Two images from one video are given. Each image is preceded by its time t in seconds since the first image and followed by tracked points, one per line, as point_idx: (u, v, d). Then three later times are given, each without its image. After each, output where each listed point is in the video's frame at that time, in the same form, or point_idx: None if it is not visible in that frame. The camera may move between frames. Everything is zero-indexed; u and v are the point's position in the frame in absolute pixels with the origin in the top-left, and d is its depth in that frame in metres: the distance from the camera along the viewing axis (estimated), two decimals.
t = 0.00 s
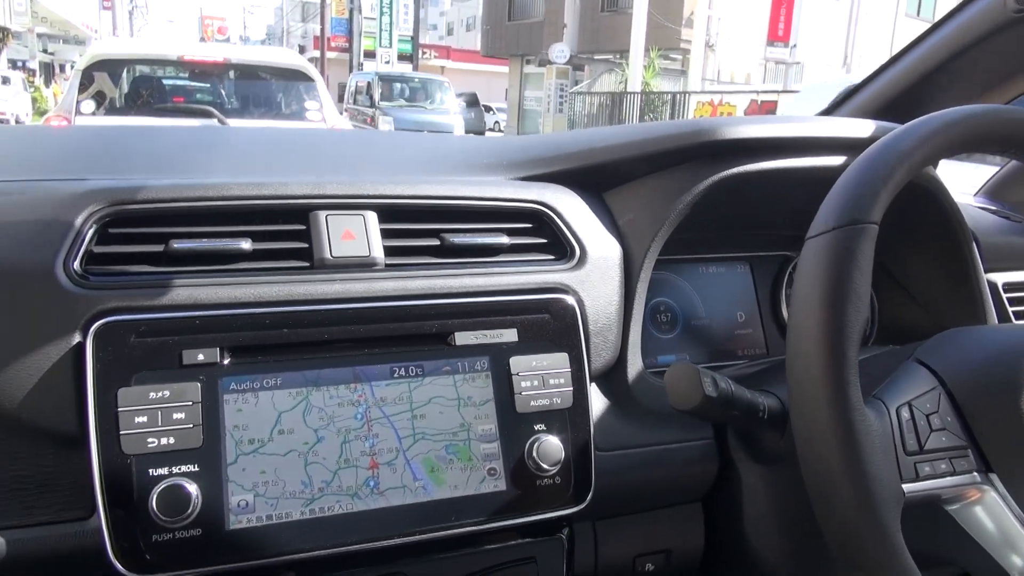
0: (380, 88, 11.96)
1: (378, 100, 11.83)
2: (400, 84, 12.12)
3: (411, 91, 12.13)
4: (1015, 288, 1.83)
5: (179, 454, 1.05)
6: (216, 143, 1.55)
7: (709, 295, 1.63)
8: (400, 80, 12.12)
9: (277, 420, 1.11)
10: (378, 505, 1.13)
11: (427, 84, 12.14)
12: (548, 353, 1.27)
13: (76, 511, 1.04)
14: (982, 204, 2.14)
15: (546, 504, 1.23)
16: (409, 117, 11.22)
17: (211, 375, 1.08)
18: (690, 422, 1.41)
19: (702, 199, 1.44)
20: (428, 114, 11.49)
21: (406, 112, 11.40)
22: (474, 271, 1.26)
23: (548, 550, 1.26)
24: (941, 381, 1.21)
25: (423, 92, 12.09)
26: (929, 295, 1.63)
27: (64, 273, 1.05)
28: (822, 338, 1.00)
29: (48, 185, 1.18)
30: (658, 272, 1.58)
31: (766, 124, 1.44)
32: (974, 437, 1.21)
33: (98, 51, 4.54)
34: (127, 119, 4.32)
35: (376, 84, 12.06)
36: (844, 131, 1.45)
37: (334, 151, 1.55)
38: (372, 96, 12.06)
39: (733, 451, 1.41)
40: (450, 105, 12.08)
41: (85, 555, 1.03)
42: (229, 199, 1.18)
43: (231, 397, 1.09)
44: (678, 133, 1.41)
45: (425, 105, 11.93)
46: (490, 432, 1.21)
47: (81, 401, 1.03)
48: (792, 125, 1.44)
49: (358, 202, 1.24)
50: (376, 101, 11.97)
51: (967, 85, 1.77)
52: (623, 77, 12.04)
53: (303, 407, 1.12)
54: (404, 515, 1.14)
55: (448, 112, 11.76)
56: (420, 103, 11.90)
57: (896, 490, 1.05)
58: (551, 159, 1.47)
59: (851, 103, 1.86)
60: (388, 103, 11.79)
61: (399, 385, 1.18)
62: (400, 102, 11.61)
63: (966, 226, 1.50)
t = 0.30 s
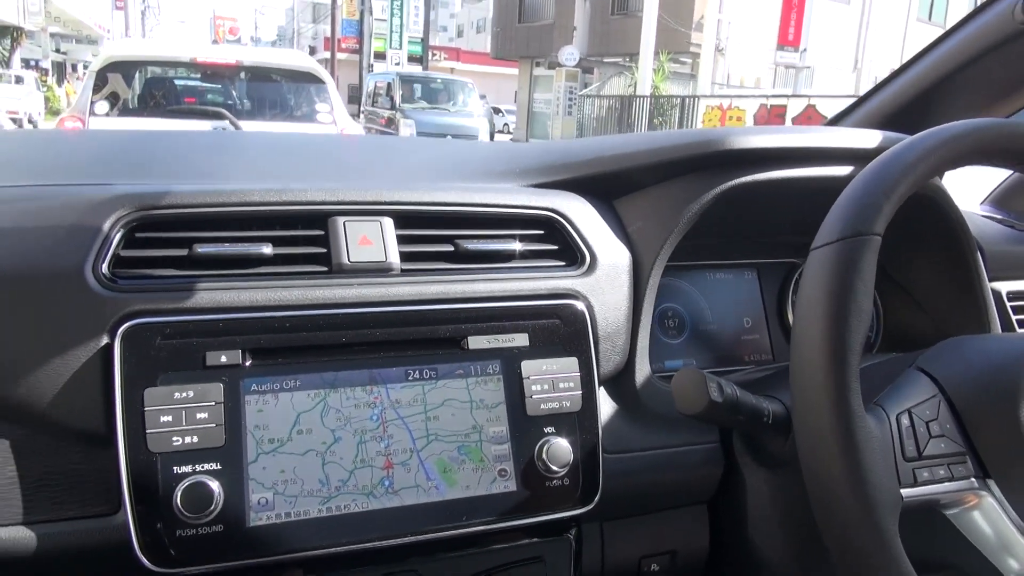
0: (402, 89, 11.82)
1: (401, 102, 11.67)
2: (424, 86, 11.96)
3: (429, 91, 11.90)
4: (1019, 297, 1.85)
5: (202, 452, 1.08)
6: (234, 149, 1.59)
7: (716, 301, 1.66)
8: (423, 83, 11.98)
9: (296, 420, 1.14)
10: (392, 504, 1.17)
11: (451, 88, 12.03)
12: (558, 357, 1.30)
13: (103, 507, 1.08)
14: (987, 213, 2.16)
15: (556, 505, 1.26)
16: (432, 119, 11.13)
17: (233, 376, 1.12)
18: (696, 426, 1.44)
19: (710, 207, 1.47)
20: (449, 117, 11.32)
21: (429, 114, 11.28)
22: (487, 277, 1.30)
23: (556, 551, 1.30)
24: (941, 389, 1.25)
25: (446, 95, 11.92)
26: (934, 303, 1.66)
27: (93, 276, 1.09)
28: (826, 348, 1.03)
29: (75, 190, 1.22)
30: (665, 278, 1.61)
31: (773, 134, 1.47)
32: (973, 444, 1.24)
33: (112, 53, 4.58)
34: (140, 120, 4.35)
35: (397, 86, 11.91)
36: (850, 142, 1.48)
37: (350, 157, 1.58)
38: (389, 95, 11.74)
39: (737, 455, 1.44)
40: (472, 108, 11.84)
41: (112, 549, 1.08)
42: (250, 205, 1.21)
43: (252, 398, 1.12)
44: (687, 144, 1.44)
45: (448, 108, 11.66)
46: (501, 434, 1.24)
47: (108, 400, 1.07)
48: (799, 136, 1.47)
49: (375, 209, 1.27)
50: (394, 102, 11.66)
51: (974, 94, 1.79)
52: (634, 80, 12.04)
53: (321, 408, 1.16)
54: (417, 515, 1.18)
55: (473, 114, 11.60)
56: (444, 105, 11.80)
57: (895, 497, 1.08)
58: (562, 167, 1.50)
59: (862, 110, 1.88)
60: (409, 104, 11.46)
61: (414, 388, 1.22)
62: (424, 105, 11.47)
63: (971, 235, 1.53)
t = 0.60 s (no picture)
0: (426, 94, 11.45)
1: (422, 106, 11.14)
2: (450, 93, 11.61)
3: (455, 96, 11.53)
4: None
5: (210, 455, 1.08)
6: (245, 154, 1.59)
7: (726, 305, 1.65)
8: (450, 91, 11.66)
9: (304, 423, 1.14)
10: (400, 507, 1.17)
11: (473, 94, 11.55)
12: (566, 361, 1.29)
13: (111, 509, 1.09)
14: (1000, 217, 2.14)
15: (564, 509, 1.25)
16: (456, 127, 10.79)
17: (241, 379, 1.12)
18: (706, 431, 1.43)
19: (720, 211, 1.46)
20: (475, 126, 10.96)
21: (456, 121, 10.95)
22: (495, 281, 1.29)
23: (565, 557, 1.29)
24: (954, 403, 1.23)
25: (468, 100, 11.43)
26: (948, 307, 1.64)
27: (102, 279, 1.09)
28: (837, 369, 1.02)
29: (85, 194, 1.23)
30: (676, 282, 1.60)
31: (784, 137, 1.46)
32: (990, 458, 1.22)
33: (125, 60, 4.61)
34: (153, 126, 4.37)
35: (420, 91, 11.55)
36: (861, 145, 1.47)
37: (359, 161, 1.58)
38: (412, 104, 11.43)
39: (747, 459, 1.43)
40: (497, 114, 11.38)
41: (120, 552, 1.08)
42: (259, 209, 1.21)
43: (260, 401, 1.12)
44: (696, 147, 1.43)
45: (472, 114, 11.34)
46: (509, 438, 1.24)
47: (117, 403, 1.08)
48: (809, 139, 1.46)
49: (383, 213, 1.27)
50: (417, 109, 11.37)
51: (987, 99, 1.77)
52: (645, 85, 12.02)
53: (328, 411, 1.16)
54: (425, 518, 1.17)
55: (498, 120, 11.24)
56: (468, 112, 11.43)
57: (909, 508, 1.07)
58: (571, 170, 1.50)
59: (875, 113, 1.87)
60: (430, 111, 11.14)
61: (421, 391, 1.21)
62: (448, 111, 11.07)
63: (984, 239, 1.52)
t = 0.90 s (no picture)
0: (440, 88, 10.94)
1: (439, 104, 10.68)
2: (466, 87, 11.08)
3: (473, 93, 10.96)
4: None
5: (218, 449, 1.09)
6: (252, 150, 1.59)
7: (734, 302, 1.65)
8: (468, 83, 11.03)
9: (312, 417, 1.14)
10: (407, 502, 1.17)
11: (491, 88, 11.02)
12: (573, 357, 1.29)
13: (120, 502, 1.09)
14: (1008, 213, 2.13)
15: (571, 505, 1.25)
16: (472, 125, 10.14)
17: (249, 373, 1.12)
18: (713, 428, 1.43)
19: (727, 207, 1.46)
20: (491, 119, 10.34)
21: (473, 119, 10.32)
22: (503, 276, 1.29)
23: (571, 552, 1.29)
24: (963, 406, 1.22)
25: (487, 96, 10.93)
26: (956, 304, 1.63)
27: (111, 273, 1.10)
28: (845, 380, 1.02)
29: (93, 189, 1.23)
30: (683, 278, 1.60)
31: (792, 133, 1.46)
32: (1002, 462, 1.22)
33: (131, 56, 4.61)
34: (160, 123, 4.37)
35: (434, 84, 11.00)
36: (870, 141, 1.47)
37: (367, 157, 1.58)
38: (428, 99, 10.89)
39: (754, 454, 1.43)
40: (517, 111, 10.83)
41: (129, 545, 1.08)
42: (267, 204, 1.22)
43: (268, 395, 1.13)
44: (704, 143, 1.43)
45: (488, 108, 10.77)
46: (516, 433, 1.24)
47: (125, 397, 1.08)
48: (817, 135, 1.45)
49: (391, 207, 1.27)
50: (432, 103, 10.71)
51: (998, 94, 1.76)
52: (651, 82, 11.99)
53: (336, 405, 1.16)
54: (432, 513, 1.18)
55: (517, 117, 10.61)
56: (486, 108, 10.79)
57: (916, 504, 1.07)
58: (579, 166, 1.50)
59: (882, 110, 1.86)
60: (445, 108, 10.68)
61: (428, 386, 1.21)
62: (467, 107, 10.68)
63: (993, 235, 1.51)
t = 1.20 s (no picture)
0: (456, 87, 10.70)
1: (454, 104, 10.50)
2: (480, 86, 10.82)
3: (487, 92, 10.74)
4: None
5: (221, 449, 1.09)
6: (256, 150, 1.59)
7: (736, 302, 1.65)
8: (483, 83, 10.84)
9: (313, 418, 1.15)
10: (409, 502, 1.17)
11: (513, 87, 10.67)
12: (575, 357, 1.30)
13: (123, 503, 1.10)
14: (1011, 212, 2.13)
15: (572, 505, 1.25)
16: (489, 126, 9.92)
17: (252, 374, 1.13)
18: (715, 428, 1.43)
19: (729, 208, 1.46)
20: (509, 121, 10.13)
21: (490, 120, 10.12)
22: (504, 277, 1.30)
23: (572, 552, 1.30)
24: (964, 401, 1.22)
25: (503, 95, 10.73)
26: (959, 304, 1.63)
27: (115, 275, 1.10)
28: (847, 381, 1.02)
29: (97, 190, 1.23)
30: (685, 278, 1.60)
31: (793, 133, 1.46)
32: (1001, 457, 1.22)
33: (136, 57, 4.62)
34: (164, 123, 4.38)
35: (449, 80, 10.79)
36: (872, 142, 1.47)
37: (370, 158, 1.59)
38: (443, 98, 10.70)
39: (756, 454, 1.43)
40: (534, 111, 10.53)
41: (132, 544, 1.09)
42: (270, 205, 1.22)
43: (270, 396, 1.13)
44: (706, 143, 1.43)
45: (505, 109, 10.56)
46: (518, 434, 1.24)
47: (129, 397, 1.09)
48: (818, 135, 1.45)
49: (393, 208, 1.27)
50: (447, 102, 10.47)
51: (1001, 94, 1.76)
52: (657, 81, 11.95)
53: (337, 407, 1.16)
54: (434, 513, 1.18)
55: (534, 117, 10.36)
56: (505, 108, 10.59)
57: (917, 503, 1.07)
58: (581, 167, 1.50)
59: (887, 108, 1.86)
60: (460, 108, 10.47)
61: (430, 387, 1.22)
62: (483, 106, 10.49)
63: (996, 235, 1.50)
